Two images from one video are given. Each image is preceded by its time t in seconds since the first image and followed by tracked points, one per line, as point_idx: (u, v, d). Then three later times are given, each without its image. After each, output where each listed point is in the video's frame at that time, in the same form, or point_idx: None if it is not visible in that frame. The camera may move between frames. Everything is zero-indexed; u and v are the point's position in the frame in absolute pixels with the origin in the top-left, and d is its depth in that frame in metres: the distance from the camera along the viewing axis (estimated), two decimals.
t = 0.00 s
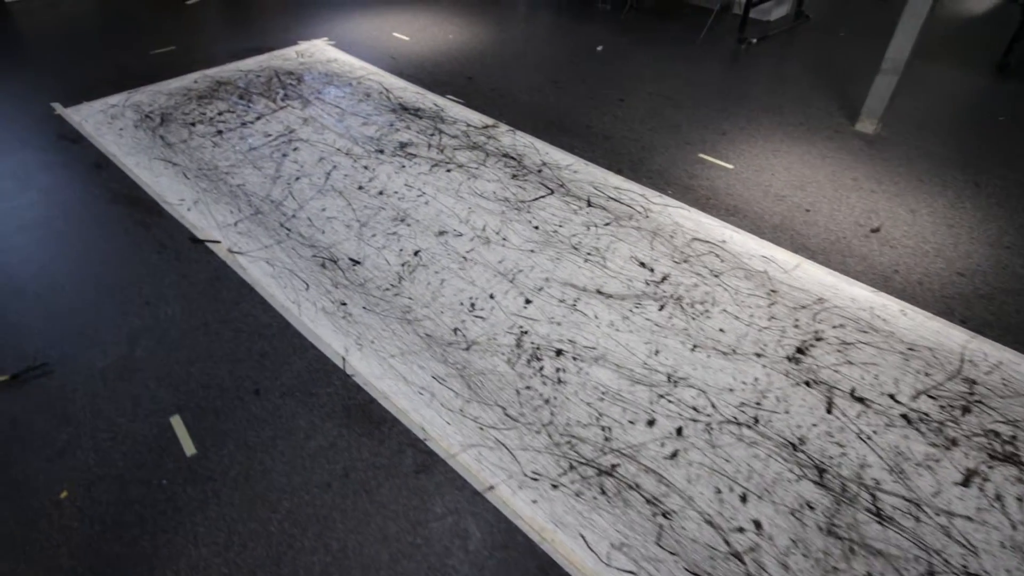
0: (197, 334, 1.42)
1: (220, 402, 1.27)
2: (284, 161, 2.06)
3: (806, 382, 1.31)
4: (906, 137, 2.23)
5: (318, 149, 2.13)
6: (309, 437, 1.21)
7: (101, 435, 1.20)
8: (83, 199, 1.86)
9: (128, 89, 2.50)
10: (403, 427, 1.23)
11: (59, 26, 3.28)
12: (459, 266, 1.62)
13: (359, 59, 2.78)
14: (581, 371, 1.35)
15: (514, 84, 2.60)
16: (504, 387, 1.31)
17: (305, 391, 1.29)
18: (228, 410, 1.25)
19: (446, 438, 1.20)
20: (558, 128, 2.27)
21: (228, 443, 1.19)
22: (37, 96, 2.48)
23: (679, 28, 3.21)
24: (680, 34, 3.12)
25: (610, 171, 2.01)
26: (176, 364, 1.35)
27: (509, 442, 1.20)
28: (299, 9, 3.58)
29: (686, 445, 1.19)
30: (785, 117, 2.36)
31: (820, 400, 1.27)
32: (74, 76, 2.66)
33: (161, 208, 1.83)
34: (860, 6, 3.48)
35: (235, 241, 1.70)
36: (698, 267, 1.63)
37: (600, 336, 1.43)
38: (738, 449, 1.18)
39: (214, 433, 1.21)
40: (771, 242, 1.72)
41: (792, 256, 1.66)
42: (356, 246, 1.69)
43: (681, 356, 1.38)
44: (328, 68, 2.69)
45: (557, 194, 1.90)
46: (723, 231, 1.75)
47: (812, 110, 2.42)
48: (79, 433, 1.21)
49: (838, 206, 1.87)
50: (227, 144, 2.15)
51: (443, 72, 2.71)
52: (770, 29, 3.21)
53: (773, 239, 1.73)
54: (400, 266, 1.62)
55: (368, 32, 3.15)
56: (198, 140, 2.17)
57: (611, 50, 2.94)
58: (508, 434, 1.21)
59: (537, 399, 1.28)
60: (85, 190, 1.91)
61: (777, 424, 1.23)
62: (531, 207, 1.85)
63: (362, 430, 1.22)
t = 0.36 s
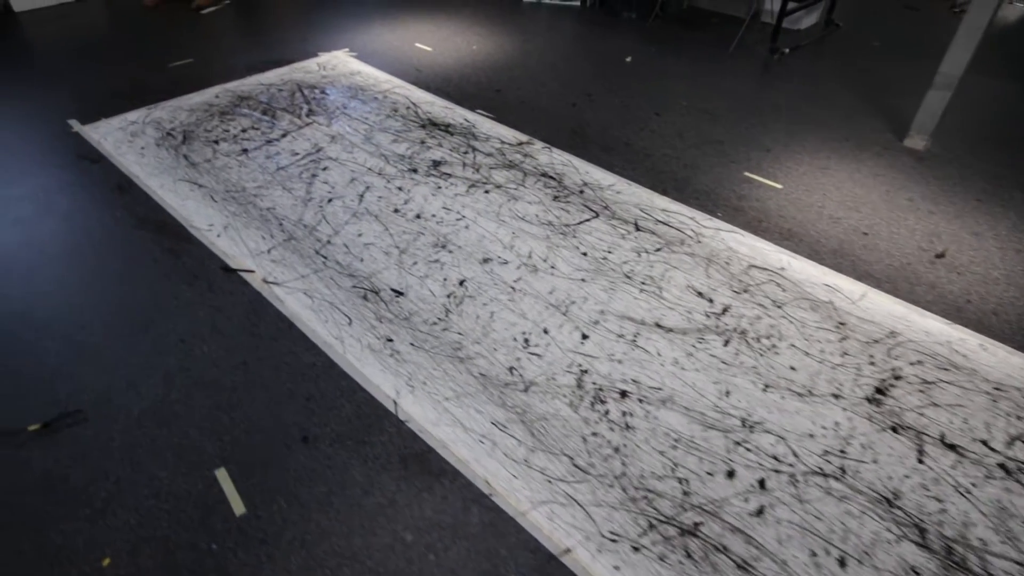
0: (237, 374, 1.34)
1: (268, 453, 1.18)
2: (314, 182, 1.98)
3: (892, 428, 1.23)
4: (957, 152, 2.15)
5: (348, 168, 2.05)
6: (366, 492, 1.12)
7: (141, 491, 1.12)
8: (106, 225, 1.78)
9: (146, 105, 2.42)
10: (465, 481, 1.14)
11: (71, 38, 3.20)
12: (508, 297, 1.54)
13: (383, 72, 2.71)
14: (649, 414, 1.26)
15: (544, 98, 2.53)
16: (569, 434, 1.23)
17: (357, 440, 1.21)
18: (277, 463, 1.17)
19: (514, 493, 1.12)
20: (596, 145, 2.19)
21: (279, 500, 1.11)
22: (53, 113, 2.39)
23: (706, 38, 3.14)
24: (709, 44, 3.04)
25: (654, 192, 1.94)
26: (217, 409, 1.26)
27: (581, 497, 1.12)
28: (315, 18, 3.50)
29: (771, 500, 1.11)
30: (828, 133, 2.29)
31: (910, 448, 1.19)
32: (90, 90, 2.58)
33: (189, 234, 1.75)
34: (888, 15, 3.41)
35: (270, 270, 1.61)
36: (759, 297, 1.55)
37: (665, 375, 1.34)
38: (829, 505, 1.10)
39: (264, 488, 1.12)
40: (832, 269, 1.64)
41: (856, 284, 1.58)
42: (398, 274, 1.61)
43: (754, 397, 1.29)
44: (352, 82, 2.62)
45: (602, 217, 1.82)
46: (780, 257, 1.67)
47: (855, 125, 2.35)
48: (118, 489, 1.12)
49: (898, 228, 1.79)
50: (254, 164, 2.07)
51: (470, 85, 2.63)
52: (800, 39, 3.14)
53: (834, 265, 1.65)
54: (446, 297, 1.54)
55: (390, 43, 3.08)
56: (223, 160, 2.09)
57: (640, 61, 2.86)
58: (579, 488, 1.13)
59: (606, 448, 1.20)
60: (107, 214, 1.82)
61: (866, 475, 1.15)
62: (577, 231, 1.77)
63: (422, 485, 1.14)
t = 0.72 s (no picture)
0: (283, 419, 1.25)
1: (322, 511, 1.09)
2: (348, 201, 1.89)
3: (998, 481, 1.13)
4: (1021, 168, 2.04)
5: (383, 186, 1.96)
6: (433, 558, 1.03)
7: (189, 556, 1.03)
8: (133, 250, 1.68)
9: (167, 119, 2.33)
10: (539, 543, 1.05)
11: (85, 46, 3.11)
12: (564, 330, 1.45)
13: (411, 83, 2.62)
14: (730, 465, 1.17)
15: (580, 110, 2.45)
16: (647, 488, 1.13)
17: (418, 496, 1.12)
18: (333, 523, 1.08)
19: (594, 558, 1.03)
20: (639, 160, 2.11)
21: (339, 567, 1.02)
22: (71, 127, 2.30)
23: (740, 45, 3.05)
24: (743, 53, 2.95)
25: (706, 212, 1.85)
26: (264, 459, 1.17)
27: (667, 562, 1.02)
28: (335, 23, 3.41)
29: (876, 567, 1.02)
30: (879, 146, 2.19)
31: (1020, 505, 1.09)
32: (108, 103, 2.49)
33: (220, 259, 1.65)
34: (924, 21, 3.32)
35: (309, 300, 1.52)
36: (831, 328, 1.45)
37: (743, 419, 1.25)
38: (940, 572, 1.01)
39: (322, 553, 1.03)
40: (906, 297, 1.54)
41: (934, 314, 1.49)
42: (445, 305, 1.51)
43: (842, 445, 1.20)
44: (379, 93, 2.53)
45: (655, 240, 1.73)
46: (849, 284, 1.58)
47: (906, 138, 2.25)
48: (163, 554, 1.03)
49: (969, 251, 1.69)
50: (284, 182, 1.98)
51: (502, 97, 2.54)
52: (836, 45, 3.04)
53: (907, 293, 1.56)
54: (499, 330, 1.45)
55: (414, 50, 3.00)
56: (250, 178, 2.00)
57: (674, 70, 2.78)
58: (665, 552, 1.04)
59: (689, 504, 1.10)
60: (133, 238, 1.73)
61: (976, 536, 1.05)
62: (630, 255, 1.68)
63: (493, 548, 1.04)
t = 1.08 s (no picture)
0: (321, 482, 1.13)
1: None
2: (376, 228, 1.78)
3: None
4: None
5: (412, 211, 1.85)
6: None
7: None
8: (149, 284, 1.57)
9: (180, 137, 2.22)
10: None
11: (90, 57, 2.99)
12: (620, 374, 1.34)
13: (434, 97, 2.53)
14: (819, 535, 1.06)
15: (612, 126, 2.35)
16: (729, 562, 1.02)
17: (476, 575, 1.01)
18: None
19: None
20: (679, 181, 2.01)
21: None
22: (79, 145, 2.18)
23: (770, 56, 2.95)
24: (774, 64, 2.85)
25: (757, 238, 1.75)
26: (303, 531, 1.06)
27: None
28: (349, 32, 3.31)
29: None
30: (929, 165, 2.09)
31: None
32: (118, 118, 2.37)
33: (244, 294, 1.54)
34: (956, 31, 3.23)
35: (342, 341, 1.41)
36: (909, 372, 1.34)
37: (826, 479, 1.14)
38: None
39: None
40: (983, 334, 1.44)
41: (1018, 355, 1.38)
42: (489, 346, 1.41)
43: (939, 510, 1.09)
44: (401, 109, 2.43)
45: (707, 271, 1.63)
46: (920, 320, 1.47)
47: (956, 156, 2.15)
48: None
49: None
50: (306, 207, 1.87)
51: (529, 112, 2.45)
52: (869, 56, 2.95)
53: (983, 329, 1.45)
54: (550, 376, 1.34)
55: (434, 62, 2.90)
56: (271, 202, 1.89)
57: (705, 83, 2.68)
58: None
59: None
60: (150, 270, 1.61)
61: None
62: (682, 288, 1.58)
63: None
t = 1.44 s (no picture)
0: (374, 557, 1.03)
1: None
2: (409, 260, 1.69)
3: None
4: None
5: (445, 241, 1.76)
6: None
7: None
8: (172, 327, 1.46)
9: (195, 161, 2.11)
10: None
11: (94, 71, 2.87)
12: (686, 425, 1.25)
13: (458, 115, 2.44)
14: None
15: (646, 146, 2.27)
16: None
17: None
18: None
19: None
20: (722, 207, 1.93)
21: None
22: (89, 169, 2.07)
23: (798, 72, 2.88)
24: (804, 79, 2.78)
25: (812, 268, 1.66)
26: None
27: None
28: (363, 44, 3.22)
29: None
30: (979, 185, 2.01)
31: None
32: (129, 140, 2.26)
33: (274, 337, 1.44)
34: (985, 42, 3.16)
35: (384, 391, 1.31)
36: (995, 421, 1.25)
37: (924, 547, 1.04)
38: None
39: None
40: None
41: None
42: (542, 395, 1.31)
43: None
44: (425, 128, 2.35)
45: (764, 306, 1.53)
46: (998, 360, 1.38)
47: (1004, 176, 2.07)
48: None
49: None
50: (333, 237, 1.77)
51: (558, 131, 2.37)
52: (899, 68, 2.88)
53: None
54: (611, 428, 1.24)
55: (454, 76, 2.82)
56: (295, 232, 1.78)
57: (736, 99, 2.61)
58: None
59: None
60: (172, 312, 1.51)
61: None
62: (742, 325, 1.49)
63: None
